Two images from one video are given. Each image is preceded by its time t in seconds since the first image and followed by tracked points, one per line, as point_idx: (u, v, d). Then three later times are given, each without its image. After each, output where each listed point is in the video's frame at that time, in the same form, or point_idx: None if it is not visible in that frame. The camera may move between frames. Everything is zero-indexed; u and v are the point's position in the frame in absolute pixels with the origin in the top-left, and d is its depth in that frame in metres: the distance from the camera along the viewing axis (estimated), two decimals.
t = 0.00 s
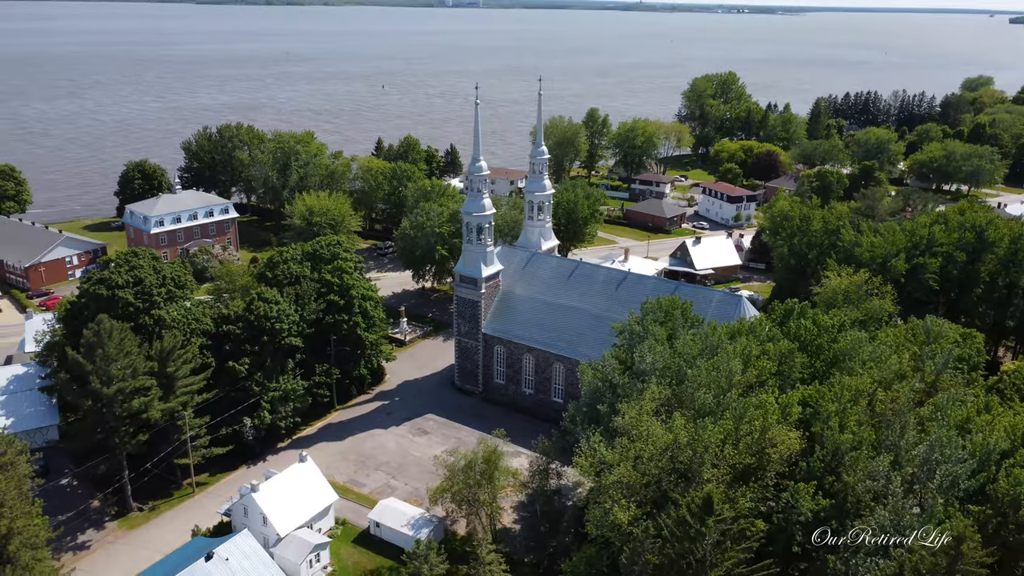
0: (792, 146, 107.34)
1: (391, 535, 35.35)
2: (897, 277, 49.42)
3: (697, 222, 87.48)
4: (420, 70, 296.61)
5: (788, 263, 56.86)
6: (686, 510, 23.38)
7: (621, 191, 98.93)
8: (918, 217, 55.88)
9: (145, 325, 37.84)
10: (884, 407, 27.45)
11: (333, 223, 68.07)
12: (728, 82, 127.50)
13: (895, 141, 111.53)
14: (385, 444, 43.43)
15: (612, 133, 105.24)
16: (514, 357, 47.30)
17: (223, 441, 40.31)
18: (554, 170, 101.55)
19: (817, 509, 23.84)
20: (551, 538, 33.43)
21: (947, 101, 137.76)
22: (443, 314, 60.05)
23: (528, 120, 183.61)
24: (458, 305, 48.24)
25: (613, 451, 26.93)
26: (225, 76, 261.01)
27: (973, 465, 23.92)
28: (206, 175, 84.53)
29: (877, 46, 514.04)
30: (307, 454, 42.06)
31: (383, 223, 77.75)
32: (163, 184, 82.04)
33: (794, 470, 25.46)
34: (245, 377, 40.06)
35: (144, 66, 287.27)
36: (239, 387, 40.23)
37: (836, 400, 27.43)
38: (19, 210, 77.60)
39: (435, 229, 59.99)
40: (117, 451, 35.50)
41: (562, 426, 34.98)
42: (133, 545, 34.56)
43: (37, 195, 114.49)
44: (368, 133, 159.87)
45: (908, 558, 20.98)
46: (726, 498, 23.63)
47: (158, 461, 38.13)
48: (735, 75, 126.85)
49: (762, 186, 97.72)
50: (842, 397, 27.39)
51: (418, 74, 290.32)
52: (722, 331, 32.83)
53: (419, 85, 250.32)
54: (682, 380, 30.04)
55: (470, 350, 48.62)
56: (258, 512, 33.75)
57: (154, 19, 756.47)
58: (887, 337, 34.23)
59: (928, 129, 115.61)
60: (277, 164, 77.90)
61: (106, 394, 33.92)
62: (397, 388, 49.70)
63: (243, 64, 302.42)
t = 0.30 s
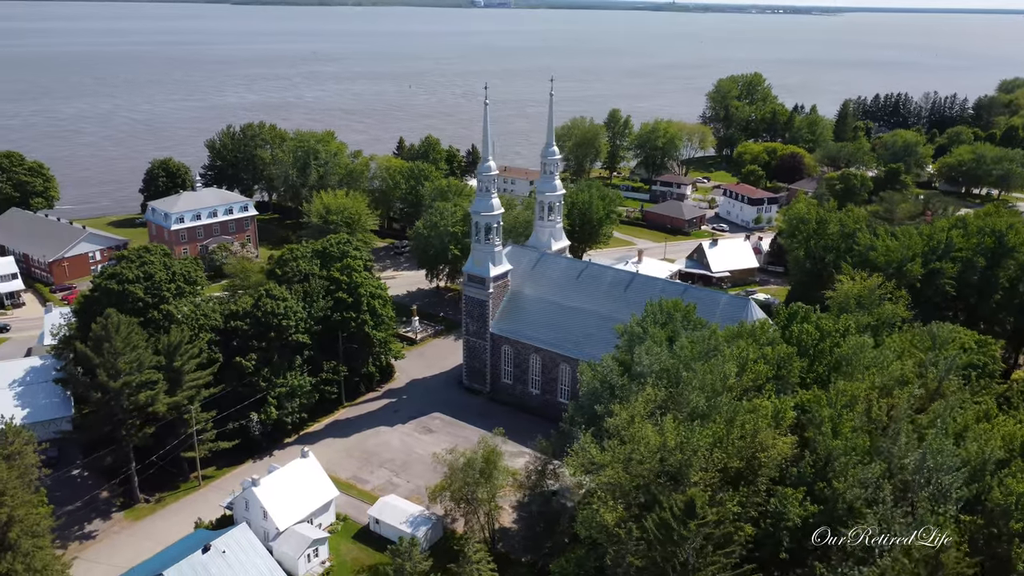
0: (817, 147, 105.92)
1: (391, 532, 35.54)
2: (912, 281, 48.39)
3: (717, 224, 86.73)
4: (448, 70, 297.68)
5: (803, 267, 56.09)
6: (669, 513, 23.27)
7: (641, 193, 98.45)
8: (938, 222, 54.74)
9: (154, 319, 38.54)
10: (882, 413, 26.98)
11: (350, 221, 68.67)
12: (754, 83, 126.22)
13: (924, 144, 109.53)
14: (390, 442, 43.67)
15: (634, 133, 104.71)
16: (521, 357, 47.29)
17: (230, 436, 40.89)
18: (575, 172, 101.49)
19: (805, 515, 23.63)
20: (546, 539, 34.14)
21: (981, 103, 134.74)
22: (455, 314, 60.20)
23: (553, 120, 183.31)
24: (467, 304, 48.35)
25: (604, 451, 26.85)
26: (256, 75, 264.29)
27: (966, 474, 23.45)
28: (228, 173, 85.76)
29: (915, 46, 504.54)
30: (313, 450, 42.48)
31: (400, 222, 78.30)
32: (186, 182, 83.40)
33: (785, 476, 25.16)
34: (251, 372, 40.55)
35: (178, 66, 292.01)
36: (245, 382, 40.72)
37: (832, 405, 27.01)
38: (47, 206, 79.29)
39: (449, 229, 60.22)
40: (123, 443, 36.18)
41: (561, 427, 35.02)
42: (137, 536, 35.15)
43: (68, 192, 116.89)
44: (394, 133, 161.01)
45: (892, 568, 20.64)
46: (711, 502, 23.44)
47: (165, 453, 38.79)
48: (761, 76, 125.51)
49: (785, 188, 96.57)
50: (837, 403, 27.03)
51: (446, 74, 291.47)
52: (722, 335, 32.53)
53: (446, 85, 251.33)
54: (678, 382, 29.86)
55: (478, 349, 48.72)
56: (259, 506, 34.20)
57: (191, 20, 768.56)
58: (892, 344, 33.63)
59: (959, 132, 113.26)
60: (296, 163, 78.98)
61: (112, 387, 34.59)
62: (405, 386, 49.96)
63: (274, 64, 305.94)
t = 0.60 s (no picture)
0: (843, 150, 104.36)
1: (389, 529, 35.72)
2: (927, 286, 47.50)
3: (737, 227, 85.92)
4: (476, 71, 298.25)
5: (818, 270, 55.32)
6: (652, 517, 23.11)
7: (662, 194, 97.86)
8: (957, 226, 53.69)
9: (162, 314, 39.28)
10: (878, 419, 26.54)
11: (367, 220, 69.11)
12: (780, 84, 124.84)
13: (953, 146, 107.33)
14: (395, 439, 43.91)
15: (656, 134, 104.06)
16: (528, 357, 47.29)
17: (237, 430, 41.48)
18: (594, 173, 101.33)
19: (793, 521, 23.37)
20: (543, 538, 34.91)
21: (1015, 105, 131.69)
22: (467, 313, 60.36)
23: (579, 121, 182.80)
24: (475, 304, 48.48)
25: (593, 453, 26.82)
26: (286, 75, 266.97)
27: (958, 484, 22.92)
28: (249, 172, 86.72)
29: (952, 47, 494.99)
30: (319, 446, 42.89)
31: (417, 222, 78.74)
32: (209, 180, 84.62)
33: (774, 481, 24.89)
34: (258, 368, 41.07)
35: (211, 65, 296.30)
36: (252, 378, 41.26)
37: (826, 410, 26.65)
38: (74, 202, 80.94)
39: (462, 228, 60.39)
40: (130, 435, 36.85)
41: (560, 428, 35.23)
42: (143, 527, 35.78)
43: (97, 189, 119.07)
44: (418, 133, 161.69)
45: None
46: (697, 506, 23.23)
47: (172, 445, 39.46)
48: (787, 77, 124.12)
49: (808, 190, 95.37)
50: (832, 409, 26.60)
51: (474, 74, 292.06)
52: (721, 339, 32.27)
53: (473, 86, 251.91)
54: (674, 385, 29.68)
55: (486, 349, 48.83)
56: (259, 500, 34.64)
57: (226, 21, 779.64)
58: (896, 349, 33.03)
59: (990, 134, 110.87)
60: (316, 162, 79.90)
61: (119, 380, 35.29)
62: (412, 384, 50.21)
63: (304, 64, 308.97)
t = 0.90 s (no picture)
0: (869, 152, 102.74)
1: (388, 527, 35.93)
2: (942, 293, 46.65)
3: (757, 229, 85.08)
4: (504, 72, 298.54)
5: (833, 274, 54.64)
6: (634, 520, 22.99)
7: (682, 196, 97.27)
8: (974, 231, 52.63)
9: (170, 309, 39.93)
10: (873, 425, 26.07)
11: (382, 219, 69.47)
12: (805, 86, 123.52)
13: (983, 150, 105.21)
14: (400, 437, 44.19)
15: (677, 136, 103.38)
16: (534, 358, 47.30)
17: (243, 426, 41.97)
18: (614, 174, 101.11)
19: (778, 527, 23.10)
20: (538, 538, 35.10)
21: None
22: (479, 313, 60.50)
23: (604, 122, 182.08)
24: (483, 304, 48.61)
25: (583, 454, 26.75)
26: (316, 75, 269.43)
27: (948, 493, 22.49)
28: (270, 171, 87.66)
29: (991, 49, 484.91)
30: (324, 443, 43.32)
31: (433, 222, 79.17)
32: (231, 179, 85.84)
33: (762, 486, 24.63)
34: (265, 364, 41.53)
35: (241, 66, 300.19)
36: (259, 375, 41.74)
37: (819, 416, 26.28)
38: (100, 199, 82.55)
39: (474, 229, 60.59)
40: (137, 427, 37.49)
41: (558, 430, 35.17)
42: (148, 519, 36.37)
43: (126, 186, 121.29)
44: (443, 133, 162.32)
45: None
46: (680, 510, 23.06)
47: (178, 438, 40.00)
48: (814, 78, 122.67)
49: (831, 194, 94.07)
50: (825, 415, 26.19)
51: (502, 75, 292.34)
52: (719, 343, 31.93)
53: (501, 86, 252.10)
54: (668, 388, 29.46)
55: (493, 349, 48.92)
56: (259, 495, 35.03)
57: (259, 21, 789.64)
58: (899, 355, 32.45)
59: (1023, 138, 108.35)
60: (334, 162, 80.98)
61: (125, 374, 35.94)
62: (421, 383, 50.48)
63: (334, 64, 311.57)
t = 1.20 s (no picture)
0: (895, 155, 101.11)
1: (388, 524, 36.17)
2: (956, 299, 45.79)
3: (777, 232, 84.16)
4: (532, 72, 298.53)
5: (847, 277, 53.90)
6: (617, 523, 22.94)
7: (703, 198, 96.54)
8: (993, 236, 51.54)
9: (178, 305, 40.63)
10: (866, 431, 25.73)
11: (398, 218, 69.72)
12: (832, 87, 121.95)
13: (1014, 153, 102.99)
14: (405, 435, 44.45)
15: (699, 137, 102.70)
16: (541, 359, 47.31)
17: (250, 420, 42.55)
18: (634, 175, 100.70)
19: (763, 532, 22.96)
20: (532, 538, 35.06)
21: None
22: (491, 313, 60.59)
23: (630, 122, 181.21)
24: (491, 304, 48.68)
25: (573, 455, 26.75)
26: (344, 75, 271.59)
27: (937, 502, 22.19)
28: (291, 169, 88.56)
29: None
30: (330, 439, 43.74)
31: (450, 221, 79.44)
32: (252, 177, 86.91)
33: (750, 490, 24.47)
34: (272, 361, 42.03)
35: (272, 65, 303.61)
36: (267, 370, 42.25)
37: (811, 421, 25.98)
38: (124, 196, 84.04)
39: (486, 229, 60.68)
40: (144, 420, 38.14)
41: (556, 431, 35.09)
42: (154, 511, 37.02)
43: (154, 183, 123.32)
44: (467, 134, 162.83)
45: None
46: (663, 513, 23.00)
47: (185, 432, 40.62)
48: (840, 79, 121.05)
49: (854, 196, 92.79)
50: (817, 420, 25.92)
51: (530, 75, 292.41)
52: (717, 346, 31.68)
53: (527, 87, 252.16)
54: (662, 390, 29.31)
55: (501, 349, 49.00)
56: (261, 490, 35.49)
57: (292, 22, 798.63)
58: (902, 361, 31.94)
59: None
60: (353, 162, 81.64)
61: (132, 367, 36.63)
62: (429, 381, 50.72)
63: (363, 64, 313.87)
